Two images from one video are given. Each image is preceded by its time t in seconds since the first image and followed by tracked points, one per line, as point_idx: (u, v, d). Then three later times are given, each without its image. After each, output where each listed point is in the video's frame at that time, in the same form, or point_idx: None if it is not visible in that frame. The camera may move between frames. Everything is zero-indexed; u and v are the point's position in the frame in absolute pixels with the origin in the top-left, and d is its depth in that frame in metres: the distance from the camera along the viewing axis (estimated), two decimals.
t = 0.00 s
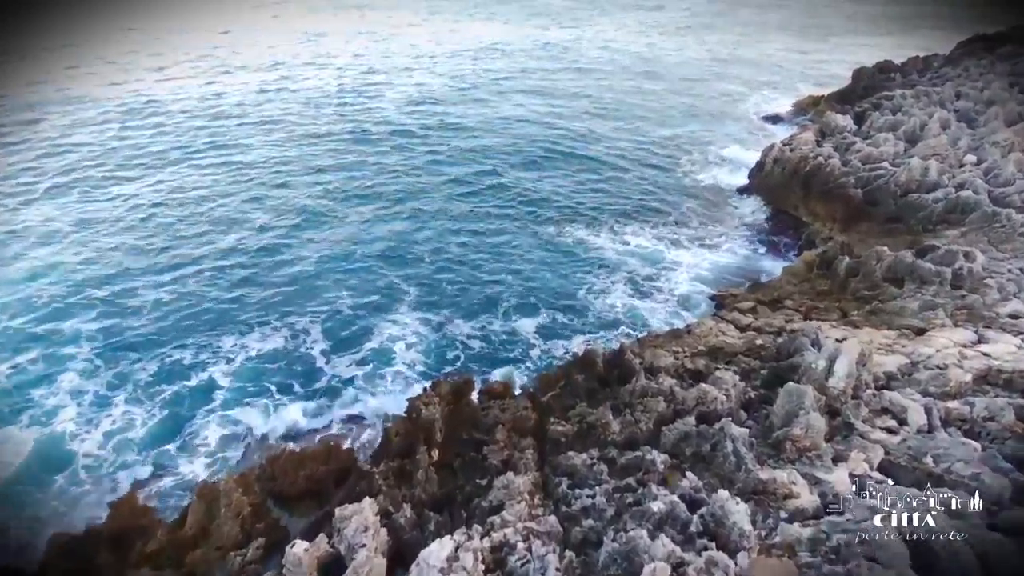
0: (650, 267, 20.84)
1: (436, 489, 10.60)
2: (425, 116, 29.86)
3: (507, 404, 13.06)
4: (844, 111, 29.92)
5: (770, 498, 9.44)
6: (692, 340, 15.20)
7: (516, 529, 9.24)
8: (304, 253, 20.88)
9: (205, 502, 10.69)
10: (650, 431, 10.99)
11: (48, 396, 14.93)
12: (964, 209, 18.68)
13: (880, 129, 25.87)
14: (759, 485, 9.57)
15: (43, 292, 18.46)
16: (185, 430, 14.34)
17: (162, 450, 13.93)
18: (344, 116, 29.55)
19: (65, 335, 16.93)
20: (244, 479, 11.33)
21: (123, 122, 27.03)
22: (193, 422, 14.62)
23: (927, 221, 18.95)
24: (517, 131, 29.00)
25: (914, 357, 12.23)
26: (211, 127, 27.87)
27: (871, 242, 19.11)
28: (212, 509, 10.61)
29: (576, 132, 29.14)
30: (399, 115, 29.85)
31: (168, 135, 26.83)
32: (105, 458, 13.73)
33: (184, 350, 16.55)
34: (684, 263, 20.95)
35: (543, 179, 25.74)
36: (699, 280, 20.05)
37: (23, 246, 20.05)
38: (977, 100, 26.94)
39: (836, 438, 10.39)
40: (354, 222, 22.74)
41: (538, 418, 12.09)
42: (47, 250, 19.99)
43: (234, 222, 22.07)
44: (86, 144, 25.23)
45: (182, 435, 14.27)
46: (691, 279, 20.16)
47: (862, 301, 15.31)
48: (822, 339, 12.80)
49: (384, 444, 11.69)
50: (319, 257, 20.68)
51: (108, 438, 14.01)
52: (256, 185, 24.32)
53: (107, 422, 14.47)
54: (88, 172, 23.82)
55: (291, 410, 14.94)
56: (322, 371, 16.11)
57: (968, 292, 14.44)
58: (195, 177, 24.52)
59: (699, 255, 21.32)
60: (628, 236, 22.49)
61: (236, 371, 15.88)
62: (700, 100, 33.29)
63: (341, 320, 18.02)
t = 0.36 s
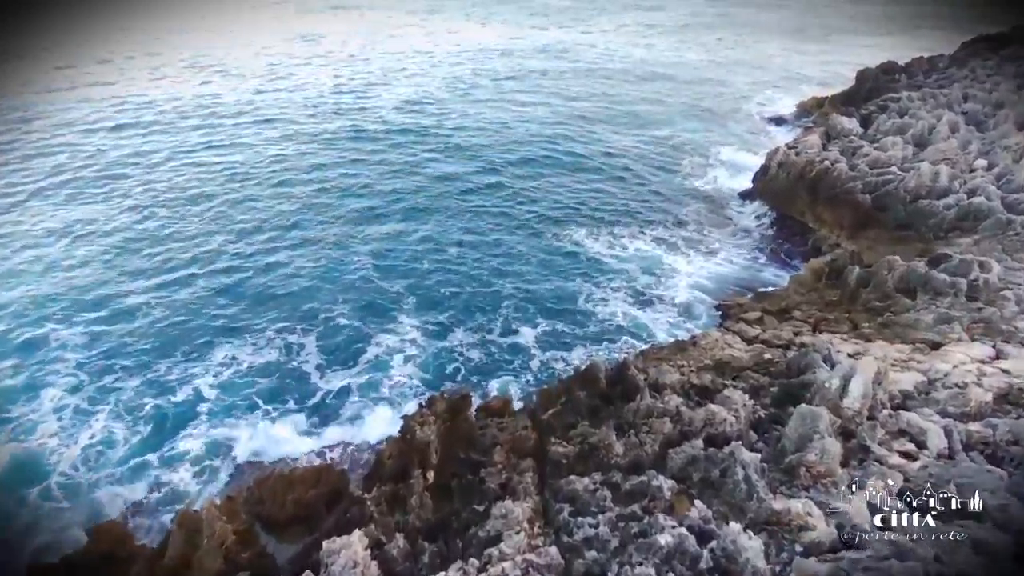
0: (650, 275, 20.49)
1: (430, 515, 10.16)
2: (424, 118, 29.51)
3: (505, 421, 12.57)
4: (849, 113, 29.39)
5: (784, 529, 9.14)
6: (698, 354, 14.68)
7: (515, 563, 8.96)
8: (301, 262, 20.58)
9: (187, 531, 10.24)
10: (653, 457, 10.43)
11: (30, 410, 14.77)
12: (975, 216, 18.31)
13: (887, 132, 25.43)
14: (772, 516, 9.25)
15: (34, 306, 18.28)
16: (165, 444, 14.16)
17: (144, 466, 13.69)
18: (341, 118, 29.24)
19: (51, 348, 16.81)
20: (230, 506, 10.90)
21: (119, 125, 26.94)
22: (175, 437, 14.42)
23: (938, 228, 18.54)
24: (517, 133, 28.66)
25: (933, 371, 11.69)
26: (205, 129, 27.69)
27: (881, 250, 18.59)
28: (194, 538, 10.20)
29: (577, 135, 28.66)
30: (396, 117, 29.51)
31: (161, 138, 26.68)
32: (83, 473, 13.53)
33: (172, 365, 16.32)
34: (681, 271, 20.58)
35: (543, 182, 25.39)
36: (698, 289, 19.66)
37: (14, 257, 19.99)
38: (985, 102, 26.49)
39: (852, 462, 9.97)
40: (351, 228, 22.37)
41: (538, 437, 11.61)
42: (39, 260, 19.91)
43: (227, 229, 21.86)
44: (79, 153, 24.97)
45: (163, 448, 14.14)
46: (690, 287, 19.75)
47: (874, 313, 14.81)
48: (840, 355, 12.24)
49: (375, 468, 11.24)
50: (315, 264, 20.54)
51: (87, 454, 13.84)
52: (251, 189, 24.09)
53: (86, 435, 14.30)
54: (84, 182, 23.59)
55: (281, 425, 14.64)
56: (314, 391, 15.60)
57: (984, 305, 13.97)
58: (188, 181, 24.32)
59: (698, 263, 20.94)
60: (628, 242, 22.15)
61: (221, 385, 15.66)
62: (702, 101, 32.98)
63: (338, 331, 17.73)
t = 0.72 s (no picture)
0: (651, 282, 19.95)
1: (424, 547, 9.72)
2: (422, 119, 29.06)
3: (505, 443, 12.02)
4: (855, 115, 28.83)
5: (804, 567, 8.90)
6: (706, 369, 14.13)
7: None
8: (298, 266, 20.16)
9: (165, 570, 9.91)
10: (661, 484, 10.12)
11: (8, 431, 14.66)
12: (991, 223, 17.82)
13: (895, 134, 24.90)
14: (790, 553, 9.04)
15: (23, 316, 18.00)
16: (143, 467, 13.87)
17: (116, 491, 13.47)
18: (337, 118, 28.77)
19: (36, 363, 16.60)
20: (211, 537, 10.31)
21: (110, 128, 26.60)
22: (153, 460, 14.14)
23: (951, 235, 18.07)
24: (516, 133, 28.20)
25: (956, 391, 11.27)
26: (198, 128, 27.24)
27: (893, 257, 18.06)
28: None
29: (577, 138, 28.12)
30: (393, 119, 29.06)
31: (153, 139, 26.28)
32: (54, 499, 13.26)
33: (159, 381, 16.02)
34: (680, 277, 20.08)
35: (542, 183, 24.89)
36: (698, 298, 19.11)
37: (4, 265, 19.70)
38: (994, 105, 25.95)
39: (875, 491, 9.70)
40: (349, 232, 21.89)
41: (539, 460, 11.03)
42: (29, 268, 19.62)
43: (219, 233, 21.40)
44: (71, 156, 24.59)
45: (137, 472, 13.82)
46: (689, 297, 19.19)
47: (891, 326, 14.21)
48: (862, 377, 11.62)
49: (368, 493, 10.75)
50: (312, 268, 20.07)
51: (60, 477, 13.64)
52: (244, 189, 23.62)
53: (62, 459, 14.07)
54: (76, 185, 23.24)
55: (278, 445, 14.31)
56: (314, 402, 15.49)
57: (1006, 320, 13.42)
58: (181, 181, 23.87)
59: (698, 269, 20.42)
60: (629, 245, 21.63)
61: (208, 403, 15.34)
62: (703, 101, 32.57)
63: (335, 343, 17.31)
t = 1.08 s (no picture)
0: (652, 287, 19.42)
1: None
2: (420, 120, 28.62)
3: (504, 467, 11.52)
4: (862, 118, 28.26)
5: None
6: (712, 386, 13.52)
7: None
8: (295, 274, 19.74)
9: None
10: (670, 515, 10.01)
11: None
12: (1006, 232, 17.43)
13: (902, 138, 24.48)
14: None
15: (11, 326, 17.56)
16: (125, 494, 13.61)
17: (99, 520, 13.19)
18: (334, 120, 28.30)
19: (23, 380, 16.21)
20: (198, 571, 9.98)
21: (102, 128, 26.13)
22: (136, 484, 13.83)
23: (965, 244, 17.69)
24: (515, 134, 27.76)
25: (978, 414, 11.09)
26: (192, 130, 26.82)
27: (905, 268, 17.57)
28: None
29: (578, 139, 27.56)
30: (390, 120, 28.61)
31: (146, 140, 25.81)
32: (35, 530, 12.97)
33: (149, 398, 15.74)
34: (680, 283, 19.52)
35: (543, 185, 24.41)
36: (694, 306, 18.57)
37: None
38: (1003, 108, 25.56)
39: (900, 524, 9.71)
40: (347, 236, 21.37)
41: (539, 485, 10.65)
42: (17, 274, 19.15)
43: (213, 237, 20.93)
44: (62, 159, 24.05)
45: (119, 501, 13.51)
46: (686, 306, 18.61)
47: (907, 339, 13.78)
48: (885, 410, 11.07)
49: (358, 524, 10.33)
50: (308, 276, 19.62)
51: (43, 506, 13.37)
52: (238, 192, 23.16)
53: (43, 487, 13.76)
54: (66, 188, 22.70)
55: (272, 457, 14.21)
56: (309, 422, 15.13)
57: None
58: (174, 184, 23.40)
59: (695, 275, 19.88)
60: (632, 248, 21.15)
61: (196, 419, 15.18)
62: (704, 101, 32.13)
63: (331, 357, 16.91)
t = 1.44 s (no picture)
0: (655, 293, 18.84)
1: None
2: (418, 121, 28.04)
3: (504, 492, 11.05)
4: (869, 121, 27.65)
5: None
6: (720, 406, 12.88)
7: None
8: (289, 281, 19.21)
9: None
10: (679, 551, 9.48)
11: None
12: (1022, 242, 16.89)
13: (910, 142, 23.92)
14: None
15: None
16: (114, 517, 13.14)
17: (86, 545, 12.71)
18: (330, 121, 27.72)
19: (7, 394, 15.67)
20: None
21: (94, 130, 25.59)
22: (125, 506, 13.37)
23: (979, 254, 17.15)
24: (515, 136, 27.19)
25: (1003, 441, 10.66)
26: (186, 132, 26.29)
27: (917, 279, 17.09)
28: None
29: (579, 142, 26.98)
30: (387, 121, 28.04)
31: (139, 142, 25.28)
32: (20, 554, 12.47)
33: (140, 415, 15.29)
34: (684, 289, 18.95)
35: (543, 188, 23.83)
36: (693, 313, 18.05)
37: None
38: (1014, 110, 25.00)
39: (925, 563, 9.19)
40: (342, 243, 20.83)
41: (540, 517, 10.19)
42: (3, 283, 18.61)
43: (205, 244, 20.39)
44: (50, 161, 23.50)
45: (108, 524, 13.03)
46: (685, 312, 18.10)
47: (923, 355, 13.26)
48: (905, 435, 10.97)
49: (348, 560, 9.90)
50: (303, 284, 19.08)
51: (28, 530, 12.90)
52: (231, 196, 22.62)
53: (28, 510, 13.25)
54: (54, 190, 22.16)
55: (264, 477, 13.77)
56: (308, 441, 14.67)
57: None
58: (167, 189, 22.88)
59: (697, 280, 19.37)
60: (635, 254, 20.58)
61: (185, 439, 14.74)
62: (707, 102, 31.58)
63: (328, 369, 16.48)
